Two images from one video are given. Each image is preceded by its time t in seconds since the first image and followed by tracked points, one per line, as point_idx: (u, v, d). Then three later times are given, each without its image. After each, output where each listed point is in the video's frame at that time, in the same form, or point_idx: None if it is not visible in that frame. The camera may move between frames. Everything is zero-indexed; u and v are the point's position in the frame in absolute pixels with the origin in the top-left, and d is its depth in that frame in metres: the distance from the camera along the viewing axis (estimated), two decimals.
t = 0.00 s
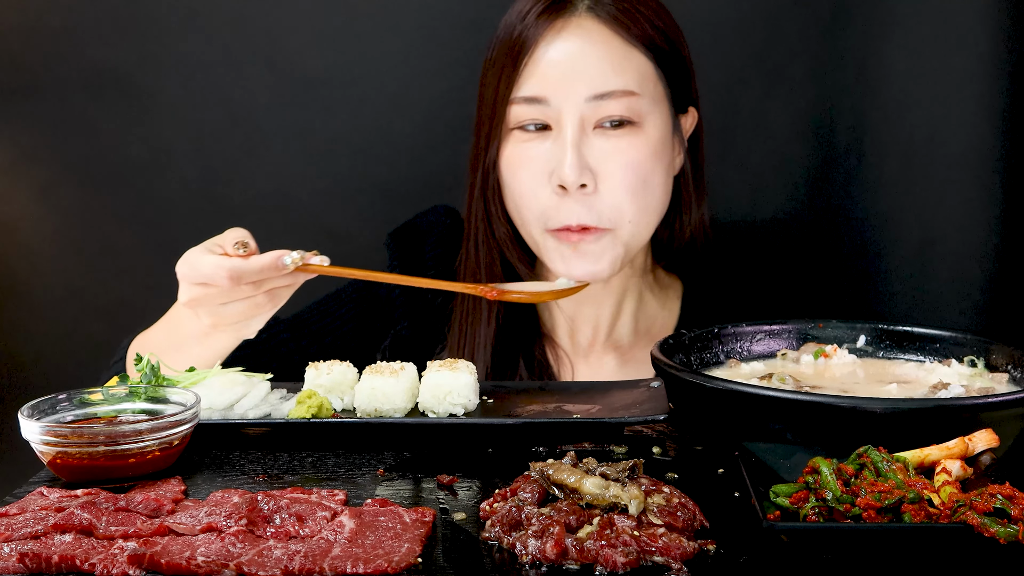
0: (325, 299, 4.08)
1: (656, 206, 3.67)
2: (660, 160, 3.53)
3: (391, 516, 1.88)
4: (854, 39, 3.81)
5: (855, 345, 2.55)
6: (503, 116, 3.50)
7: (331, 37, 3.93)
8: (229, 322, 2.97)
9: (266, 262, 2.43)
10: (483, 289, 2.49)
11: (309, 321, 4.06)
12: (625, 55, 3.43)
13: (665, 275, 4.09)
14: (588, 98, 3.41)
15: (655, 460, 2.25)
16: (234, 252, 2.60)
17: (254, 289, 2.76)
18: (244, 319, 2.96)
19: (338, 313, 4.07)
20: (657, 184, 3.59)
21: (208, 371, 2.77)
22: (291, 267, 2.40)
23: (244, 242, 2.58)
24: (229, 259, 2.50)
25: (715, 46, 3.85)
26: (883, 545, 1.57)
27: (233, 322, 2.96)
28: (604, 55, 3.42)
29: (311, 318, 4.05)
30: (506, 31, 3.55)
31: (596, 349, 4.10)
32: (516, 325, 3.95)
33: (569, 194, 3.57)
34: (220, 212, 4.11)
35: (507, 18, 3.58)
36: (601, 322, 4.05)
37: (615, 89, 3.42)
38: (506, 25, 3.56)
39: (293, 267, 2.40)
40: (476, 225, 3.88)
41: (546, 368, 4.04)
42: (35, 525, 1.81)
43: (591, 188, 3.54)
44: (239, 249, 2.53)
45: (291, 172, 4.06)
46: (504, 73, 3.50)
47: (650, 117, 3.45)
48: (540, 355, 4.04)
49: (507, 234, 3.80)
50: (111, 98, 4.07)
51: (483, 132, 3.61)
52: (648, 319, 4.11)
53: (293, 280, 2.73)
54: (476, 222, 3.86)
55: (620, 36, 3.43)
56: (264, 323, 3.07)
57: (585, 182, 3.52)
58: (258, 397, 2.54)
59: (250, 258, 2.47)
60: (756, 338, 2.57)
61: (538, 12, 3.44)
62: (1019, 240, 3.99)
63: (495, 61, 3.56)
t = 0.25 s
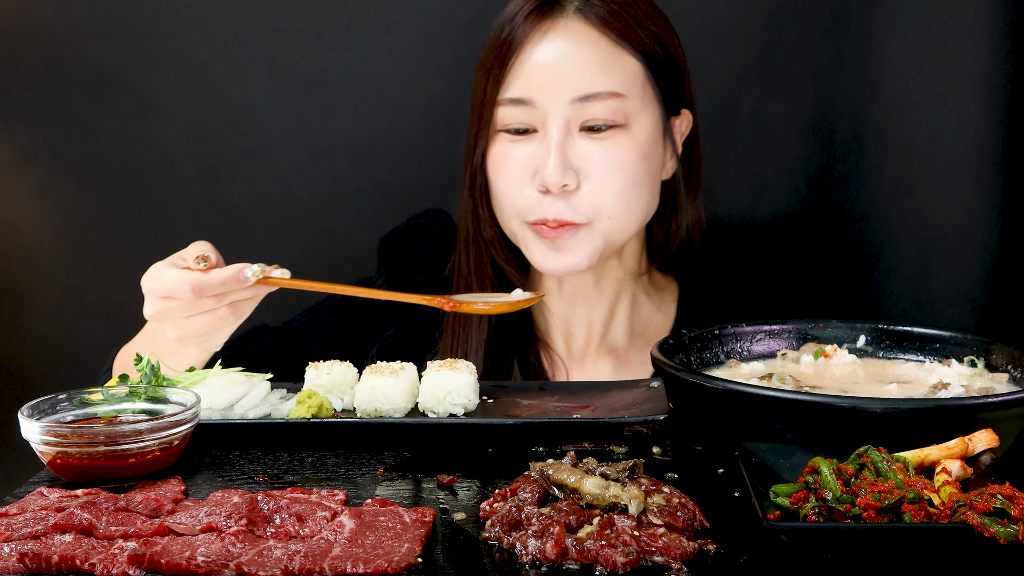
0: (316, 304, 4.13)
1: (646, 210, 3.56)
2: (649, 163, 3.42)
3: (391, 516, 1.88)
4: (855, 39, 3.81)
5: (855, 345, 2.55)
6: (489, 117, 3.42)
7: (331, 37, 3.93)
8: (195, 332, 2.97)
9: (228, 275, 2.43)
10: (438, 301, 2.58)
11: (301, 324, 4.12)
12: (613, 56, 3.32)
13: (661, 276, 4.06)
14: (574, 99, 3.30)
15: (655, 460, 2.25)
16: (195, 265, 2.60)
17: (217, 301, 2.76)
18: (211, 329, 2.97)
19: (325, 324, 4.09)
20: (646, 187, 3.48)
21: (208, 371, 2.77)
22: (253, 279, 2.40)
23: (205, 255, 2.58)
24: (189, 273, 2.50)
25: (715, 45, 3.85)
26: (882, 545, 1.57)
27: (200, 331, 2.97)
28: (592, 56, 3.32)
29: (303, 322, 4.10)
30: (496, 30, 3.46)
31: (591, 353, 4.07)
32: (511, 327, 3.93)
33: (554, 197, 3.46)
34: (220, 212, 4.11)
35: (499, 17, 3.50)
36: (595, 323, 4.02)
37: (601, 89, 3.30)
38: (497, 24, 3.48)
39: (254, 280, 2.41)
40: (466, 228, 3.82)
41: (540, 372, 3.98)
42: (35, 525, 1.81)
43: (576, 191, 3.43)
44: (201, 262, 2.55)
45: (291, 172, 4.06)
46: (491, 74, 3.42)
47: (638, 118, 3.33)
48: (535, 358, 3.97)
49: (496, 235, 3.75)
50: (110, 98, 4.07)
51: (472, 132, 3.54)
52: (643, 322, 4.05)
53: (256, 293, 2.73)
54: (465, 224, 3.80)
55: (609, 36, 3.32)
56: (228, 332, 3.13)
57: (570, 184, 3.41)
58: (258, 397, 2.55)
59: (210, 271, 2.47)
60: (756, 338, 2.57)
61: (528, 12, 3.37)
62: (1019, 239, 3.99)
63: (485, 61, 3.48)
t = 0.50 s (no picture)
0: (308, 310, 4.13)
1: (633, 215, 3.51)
2: (634, 166, 3.36)
3: (392, 516, 1.88)
4: (854, 39, 3.81)
5: (855, 345, 2.56)
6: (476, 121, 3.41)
7: (331, 37, 3.93)
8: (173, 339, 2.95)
9: (208, 280, 2.48)
10: (417, 307, 2.60)
11: (293, 330, 4.09)
12: (598, 58, 3.28)
13: (657, 279, 4.05)
14: (557, 101, 3.25)
15: (655, 460, 2.26)
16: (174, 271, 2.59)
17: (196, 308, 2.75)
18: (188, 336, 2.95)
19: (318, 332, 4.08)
20: (632, 191, 3.43)
21: (208, 371, 2.77)
22: (232, 286, 2.44)
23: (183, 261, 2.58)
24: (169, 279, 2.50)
25: (715, 45, 3.85)
26: (882, 546, 1.57)
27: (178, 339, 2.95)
28: (577, 59, 3.28)
29: (294, 328, 4.09)
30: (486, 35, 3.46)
31: (586, 359, 4.08)
32: (507, 330, 3.96)
33: (538, 202, 3.41)
34: (220, 212, 4.11)
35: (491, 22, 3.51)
36: (588, 331, 4.02)
37: (585, 92, 3.26)
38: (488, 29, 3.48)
39: (235, 285, 2.43)
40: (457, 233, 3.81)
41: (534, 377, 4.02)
42: (35, 525, 1.81)
43: (559, 195, 3.38)
44: (178, 269, 2.52)
45: (291, 172, 4.06)
46: (479, 78, 3.41)
47: (623, 121, 3.28)
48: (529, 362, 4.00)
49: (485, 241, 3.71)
50: (110, 98, 4.07)
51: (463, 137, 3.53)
52: (638, 325, 4.05)
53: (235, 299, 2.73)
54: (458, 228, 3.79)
55: (596, 38, 3.29)
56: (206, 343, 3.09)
57: (552, 189, 3.36)
58: (258, 397, 2.55)
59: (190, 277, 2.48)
60: (756, 338, 2.57)
61: (516, 16, 3.35)
62: (1019, 239, 3.99)
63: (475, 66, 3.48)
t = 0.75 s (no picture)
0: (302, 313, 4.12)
1: (625, 220, 3.52)
2: (626, 173, 3.36)
3: (391, 516, 1.88)
4: (855, 39, 3.81)
5: (855, 345, 2.56)
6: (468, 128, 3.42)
7: (331, 37, 3.93)
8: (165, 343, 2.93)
9: (206, 280, 2.49)
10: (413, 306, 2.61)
11: (287, 333, 4.07)
12: (589, 64, 3.27)
13: (655, 282, 4.04)
14: (546, 108, 3.25)
15: (655, 460, 2.26)
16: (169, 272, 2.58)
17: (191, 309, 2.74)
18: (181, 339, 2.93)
19: (313, 332, 4.08)
20: (623, 198, 3.43)
21: (208, 371, 2.77)
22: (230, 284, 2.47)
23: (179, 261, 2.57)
24: (168, 279, 2.50)
25: (715, 45, 3.85)
26: (883, 546, 1.57)
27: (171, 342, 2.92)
28: (567, 65, 3.28)
29: (289, 330, 4.06)
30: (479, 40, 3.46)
31: (584, 363, 4.08)
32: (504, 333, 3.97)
33: (528, 208, 3.43)
34: (220, 212, 4.11)
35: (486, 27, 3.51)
36: (586, 335, 4.03)
37: (574, 98, 3.25)
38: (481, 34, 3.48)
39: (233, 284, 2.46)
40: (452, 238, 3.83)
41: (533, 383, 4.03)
42: (35, 525, 1.81)
43: (548, 202, 3.40)
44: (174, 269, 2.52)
45: (291, 172, 4.06)
46: (471, 84, 3.42)
47: (613, 127, 3.27)
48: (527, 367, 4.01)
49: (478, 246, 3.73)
50: (110, 98, 4.07)
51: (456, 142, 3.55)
52: (637, 328, 4.05)
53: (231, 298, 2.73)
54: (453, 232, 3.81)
55: (587, 43, 3.27)
56: (200, 345, 3.04)
57: (542, 195, 3.38)
58: (258, 397, 2.55)
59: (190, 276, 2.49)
60: (756, 338, 2.57)
61: (510, 21, 3.34)
62: (1019, 239, 3.99)
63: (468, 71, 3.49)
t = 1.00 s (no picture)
0: (301, 315, 4.12)
1: (621, 227, 3.49)
2: (622, 179, 3.34)
3: (391, 516, 1.88)
4: (855, 39, 3.81)
5: (855, 345, 2.56)
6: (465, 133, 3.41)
7: (331, 36, 3.93)
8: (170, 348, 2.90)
9: (214, 279, 2.49)
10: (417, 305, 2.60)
11: (285, 336, 4.05)
12: (584, 70, 3.26)
13: (655, 285, 4.07)
14: (541, 113, 3.22)
15: (655, 460, 2.26)
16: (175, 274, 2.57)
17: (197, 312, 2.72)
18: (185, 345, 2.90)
19: (312, 333, 4.08)
20: (619, 204, 3.41)
21: (208, 371, 2.77)
22: (237, 284, 2.46)
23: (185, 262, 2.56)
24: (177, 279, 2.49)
25: (715, 45, 3.85)
26: (883, 546, 1.57)
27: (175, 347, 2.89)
28: (563, 70, 3.27)
29: (287, 333, 4.05)
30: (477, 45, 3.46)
31: (584, 368, 4.08)
32: (504, 337, 3.97)
33: (523, 215, 3.40)
34: (220, 212, 4.11)
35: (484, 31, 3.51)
36: (587, 342, 4.01)
37: (570, 104, 3.23)
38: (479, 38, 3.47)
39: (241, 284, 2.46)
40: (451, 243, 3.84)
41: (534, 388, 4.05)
42: (35, 525, 1.81)
43: (542, 209, 3.36)
44: (181, 270, 2.51)
45: (291, 171, 4.06)
46: (467, 89, 3.41)
47: (609, 133, 3.25)
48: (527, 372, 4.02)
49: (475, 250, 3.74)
50: (110, 97, 4.07)
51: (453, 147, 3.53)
52: (637, 332, 4.06)
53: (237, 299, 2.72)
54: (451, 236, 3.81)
55: (584, 48, 3.27)
56: (205, 348, 3.00)
57: (536, 203, 3.33)
58: (258, 397, 2.56)
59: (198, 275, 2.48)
60: (756, 338, 2.57)
61: (506, 25, 3.35)
62: (1019, 239, 3.99)
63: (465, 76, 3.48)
